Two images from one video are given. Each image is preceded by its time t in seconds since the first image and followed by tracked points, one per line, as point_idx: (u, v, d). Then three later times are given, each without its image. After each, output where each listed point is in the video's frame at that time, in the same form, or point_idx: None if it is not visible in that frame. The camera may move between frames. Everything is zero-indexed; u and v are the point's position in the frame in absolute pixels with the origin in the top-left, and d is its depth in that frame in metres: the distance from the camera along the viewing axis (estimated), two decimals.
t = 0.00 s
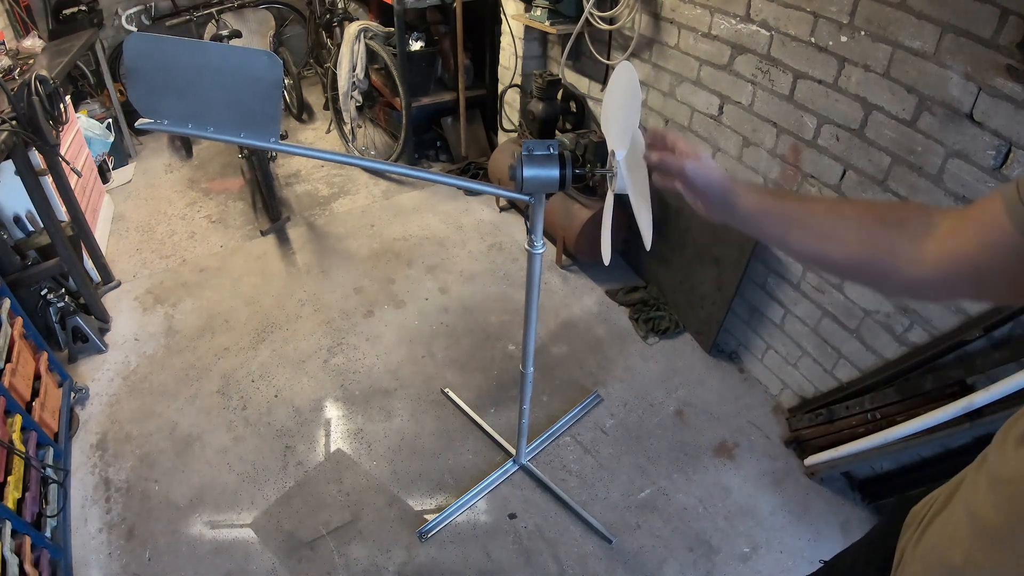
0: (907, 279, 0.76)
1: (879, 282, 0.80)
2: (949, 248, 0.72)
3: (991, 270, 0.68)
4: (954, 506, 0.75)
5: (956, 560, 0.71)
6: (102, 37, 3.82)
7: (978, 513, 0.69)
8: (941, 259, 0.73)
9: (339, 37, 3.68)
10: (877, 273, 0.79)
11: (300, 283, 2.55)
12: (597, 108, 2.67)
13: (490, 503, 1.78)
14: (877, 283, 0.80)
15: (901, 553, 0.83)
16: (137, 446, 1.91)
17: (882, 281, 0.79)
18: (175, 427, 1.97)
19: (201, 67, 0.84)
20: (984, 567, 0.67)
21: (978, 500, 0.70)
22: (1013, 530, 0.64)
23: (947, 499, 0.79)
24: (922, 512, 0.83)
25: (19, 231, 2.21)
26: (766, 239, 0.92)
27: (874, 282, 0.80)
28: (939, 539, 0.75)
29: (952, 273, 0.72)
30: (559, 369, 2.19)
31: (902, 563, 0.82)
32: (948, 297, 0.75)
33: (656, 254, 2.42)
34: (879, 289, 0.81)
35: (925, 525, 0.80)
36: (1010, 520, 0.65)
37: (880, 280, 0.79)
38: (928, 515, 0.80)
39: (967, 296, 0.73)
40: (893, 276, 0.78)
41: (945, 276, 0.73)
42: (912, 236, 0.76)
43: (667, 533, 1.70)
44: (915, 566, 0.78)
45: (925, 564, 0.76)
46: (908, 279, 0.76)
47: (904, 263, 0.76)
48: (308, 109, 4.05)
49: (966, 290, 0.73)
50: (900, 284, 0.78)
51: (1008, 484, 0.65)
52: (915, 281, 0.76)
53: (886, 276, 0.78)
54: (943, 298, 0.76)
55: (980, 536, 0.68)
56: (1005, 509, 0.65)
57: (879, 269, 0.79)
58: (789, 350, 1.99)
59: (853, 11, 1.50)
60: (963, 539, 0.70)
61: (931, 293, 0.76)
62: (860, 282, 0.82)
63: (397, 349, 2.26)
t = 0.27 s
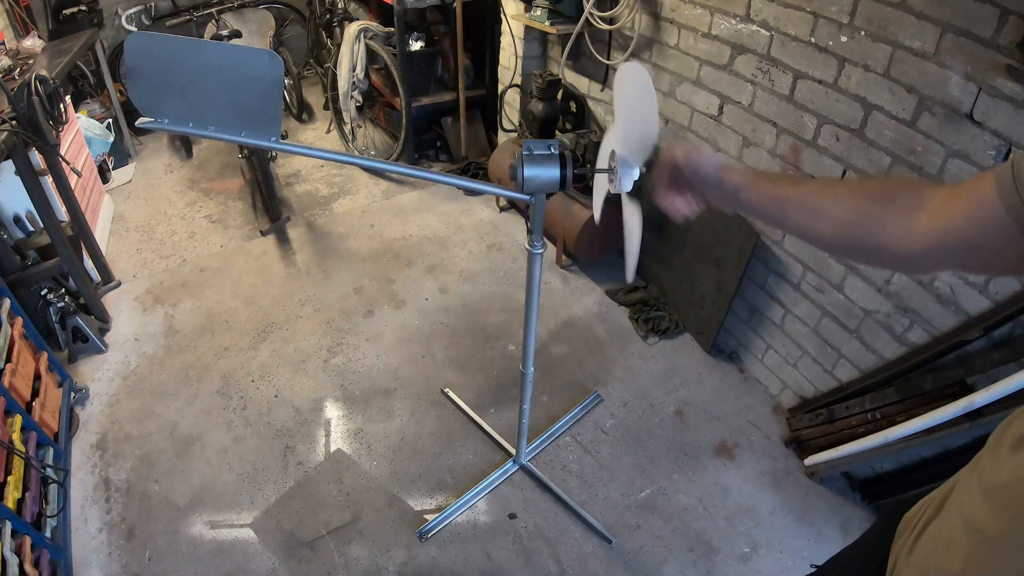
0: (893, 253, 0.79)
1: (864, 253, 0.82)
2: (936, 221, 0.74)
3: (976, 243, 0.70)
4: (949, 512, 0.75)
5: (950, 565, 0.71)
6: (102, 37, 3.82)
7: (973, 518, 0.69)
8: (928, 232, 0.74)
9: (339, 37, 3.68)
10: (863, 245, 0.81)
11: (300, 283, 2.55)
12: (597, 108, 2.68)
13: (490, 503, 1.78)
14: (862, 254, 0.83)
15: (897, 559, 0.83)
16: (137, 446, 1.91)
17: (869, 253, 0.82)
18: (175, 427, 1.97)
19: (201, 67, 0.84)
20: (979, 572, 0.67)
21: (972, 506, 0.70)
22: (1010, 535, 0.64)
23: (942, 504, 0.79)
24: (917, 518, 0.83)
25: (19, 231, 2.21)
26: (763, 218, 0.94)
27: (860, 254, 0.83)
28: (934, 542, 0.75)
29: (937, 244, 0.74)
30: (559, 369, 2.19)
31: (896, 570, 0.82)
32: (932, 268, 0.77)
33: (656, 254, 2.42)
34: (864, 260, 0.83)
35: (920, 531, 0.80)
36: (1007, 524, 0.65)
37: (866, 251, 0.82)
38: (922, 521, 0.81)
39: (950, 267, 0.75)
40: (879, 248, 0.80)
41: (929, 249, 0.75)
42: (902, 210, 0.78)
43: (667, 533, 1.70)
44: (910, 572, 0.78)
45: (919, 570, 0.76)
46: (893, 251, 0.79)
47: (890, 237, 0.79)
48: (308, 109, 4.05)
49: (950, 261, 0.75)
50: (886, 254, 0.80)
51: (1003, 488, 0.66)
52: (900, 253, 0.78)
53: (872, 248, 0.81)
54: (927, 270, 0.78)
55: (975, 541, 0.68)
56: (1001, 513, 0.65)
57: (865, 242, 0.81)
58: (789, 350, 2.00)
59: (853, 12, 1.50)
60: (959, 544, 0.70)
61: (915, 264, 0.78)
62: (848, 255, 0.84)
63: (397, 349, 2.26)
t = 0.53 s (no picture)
0: (916, 309, 0.73)
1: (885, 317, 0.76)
2: (952, 268, 0.69)
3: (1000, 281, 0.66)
4: (948, 508, 0.74)
5: (949, 561, 0.71)
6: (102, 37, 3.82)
7: (970, 514, 0.69)
8: (950, 280, 0.69)
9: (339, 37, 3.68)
10: (884, 310, 0.75)
11: (300, 283, 2.55)
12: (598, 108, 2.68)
13: (490, 503, 1.78)
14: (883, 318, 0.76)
15: (896, 553, 0.83)
16: (137, 446, 1.91)
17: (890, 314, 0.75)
18: (175, 427, 1.97)
19: (200, 68, 0.84)
20: (976, 569, 0.67)
21: (970, 502, 0.70)
22: (1007, 533, 0.64)
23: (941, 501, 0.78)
24: (917, 514, 0.83)
25: (19, 231, 2.21)
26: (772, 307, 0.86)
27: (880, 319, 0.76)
28: (933, 539, 0.75)
29: (957, 290, 0.69)
30: (559, 369, 2.19)
31: (895, 564, 0.82)
32: (954, 315, 0.72)
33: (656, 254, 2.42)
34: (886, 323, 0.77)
35: (920, 526, 0.79)
36: (1004, 521, 0.64)
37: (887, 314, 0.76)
38: (922, 517, 0.80)
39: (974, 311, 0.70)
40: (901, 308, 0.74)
41: (954, 298, 0.70)
42: (912, 264, 0.73)
43: (667, 533, 1.70)
44: (908, 568, 0.78)
45: (918, 565, 0.76)
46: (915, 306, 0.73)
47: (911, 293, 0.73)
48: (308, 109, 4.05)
49: (975, 307, 0.69)
50: (909, 311, 0.74)
51: (1000, 485, 0.65)
52: (925, 307, 0.72)
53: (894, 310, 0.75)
54: (948, 318, 0.73)
55: (973, 537, 0.68)
56: (999, 511, 0.65)
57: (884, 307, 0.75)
58: (789, 350, 2.00)
59: (853, 12, 1.50)
60: (957, 540, 0.70)
61: (935, 315, 0.73)
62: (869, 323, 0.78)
63: (397, 349, 2.26)
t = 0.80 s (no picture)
0: (903, 269, 0.79)
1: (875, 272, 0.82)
2: (946, 238, 0.73)
3: (982, 257, 0.70)
4: (950, 508, 0.75)
5: (949, 560, 0.71)
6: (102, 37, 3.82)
7: (971, 514, 0.69)
8: (938, 248, 0.74)
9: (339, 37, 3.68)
10: (873, 266, 0.81)
11: (300, 283, 2.55)
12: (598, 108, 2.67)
13: (490, 503, 1.78)
14: (875, 274, 0.82)
15: (899, 554, 0.83)
16: (137, 446, 1.91)
17: (880, 271, 0.81)
18: (175, 427, 1.97)
19: (200, 68, 0.84)
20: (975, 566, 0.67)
21: (971, 502, 0.70)
22: (1006, 532, 0.64)
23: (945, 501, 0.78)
24: (921, 515, 0.83)
25: (19, 231, 2.21)
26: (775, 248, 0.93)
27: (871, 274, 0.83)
28: (935, 538, 0.75)
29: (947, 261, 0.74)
30: (559, 369, 2.19)
31: (897, 564, 0.82)
32: (944, 282, 0.77)
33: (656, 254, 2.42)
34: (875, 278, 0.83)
35: (922, 526, 0.80)
36: (1003, 520, 0.65)
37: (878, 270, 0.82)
38: (925, 517, 0.80)
39: (962, 281, 0.75)
40: (890, 266, 0.80)
41: (940, 265, 0.74)
42: (909, 228, 0.78)
43: (667, 533, 1.70)
44: (910, 567, 0.78)
45: (919, 565, 0.76)
46: (903, 267, 0.79)
47: (900, 255, 0.78)
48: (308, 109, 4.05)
49: (961, 276, 0.74)
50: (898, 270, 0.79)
51: (1001, 484, 0.66)
52: (911, 270, 0.78)
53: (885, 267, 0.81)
54: (939, 285, 0.77)
55: (973, 536, 0.68)
56: (998, 509, 0.66)
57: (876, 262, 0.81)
58: (789, 350, 2.00)
59: (853, 12, 1.50)
60: (957, 539, 0.71)
61: (927, 281, 0.78)
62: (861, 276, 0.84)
63: (397, 349, 2.26)
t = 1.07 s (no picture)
0: (911, 263, 0.84)
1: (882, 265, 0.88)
2: (951, 231, 0.79)
3: (984, 247, 0.76)
4: (948, 504, 0.75)
5: (945, 555, 0.71)
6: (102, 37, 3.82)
7: (969, 509, 0.69)
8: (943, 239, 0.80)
9: (339, 37, 3.68)
10: (883, 263, 0.87)
11: (300, 283, 2.55)
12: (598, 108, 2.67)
13: (490, 503, 1.78)
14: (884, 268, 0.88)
15: (895, 551, 0.83)
16: (137, 446, 1.91)
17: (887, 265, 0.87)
18: (175, 427, 1.97)
19: (200, 68, 0.84)
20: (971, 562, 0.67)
21: (969, 497, 0.70)
22: (1004, 526, 0.65)
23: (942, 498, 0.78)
24: (917, 512, 0.83)
25: (19, 231, 2.21)
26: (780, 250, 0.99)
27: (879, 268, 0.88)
28: (931, 534, 0.75)
29: (952, 253, 0.80)
30: (559, 369, 2.19)
31: (892, 561, 0.81)
32: (949, 273, 0.82)
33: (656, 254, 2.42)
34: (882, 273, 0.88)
35: (918, 523, 0.80)
36: (1002, 514, 0.65)
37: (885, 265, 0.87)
38: (921, 514, 0.80)
39: (966, 271, 0.80)
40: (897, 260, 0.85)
41: (945, 257, 0.80)
42: (912, 225, 0.84)
43: (667, 533, 1.70)
44: (905, 563, 0.77)
45: (914, 560, 0.76)
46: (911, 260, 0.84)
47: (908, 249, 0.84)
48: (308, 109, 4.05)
49: (965, 266, 0.80)
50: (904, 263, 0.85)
51: (999, 478, 0.66)
52: (918, 261, 0.83)
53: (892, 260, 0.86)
54: (945, 276, 0.83)
55: (970, 531, 0.68)
56: (996, 504, 0.66)
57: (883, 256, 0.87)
58: (789, 350, 2.00)
59: (853, 11, 1.50)
60: (954, 535, 0.71)
61: (933, 272, 0.84)
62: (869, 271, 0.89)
63: (397, 349, 2.26)
